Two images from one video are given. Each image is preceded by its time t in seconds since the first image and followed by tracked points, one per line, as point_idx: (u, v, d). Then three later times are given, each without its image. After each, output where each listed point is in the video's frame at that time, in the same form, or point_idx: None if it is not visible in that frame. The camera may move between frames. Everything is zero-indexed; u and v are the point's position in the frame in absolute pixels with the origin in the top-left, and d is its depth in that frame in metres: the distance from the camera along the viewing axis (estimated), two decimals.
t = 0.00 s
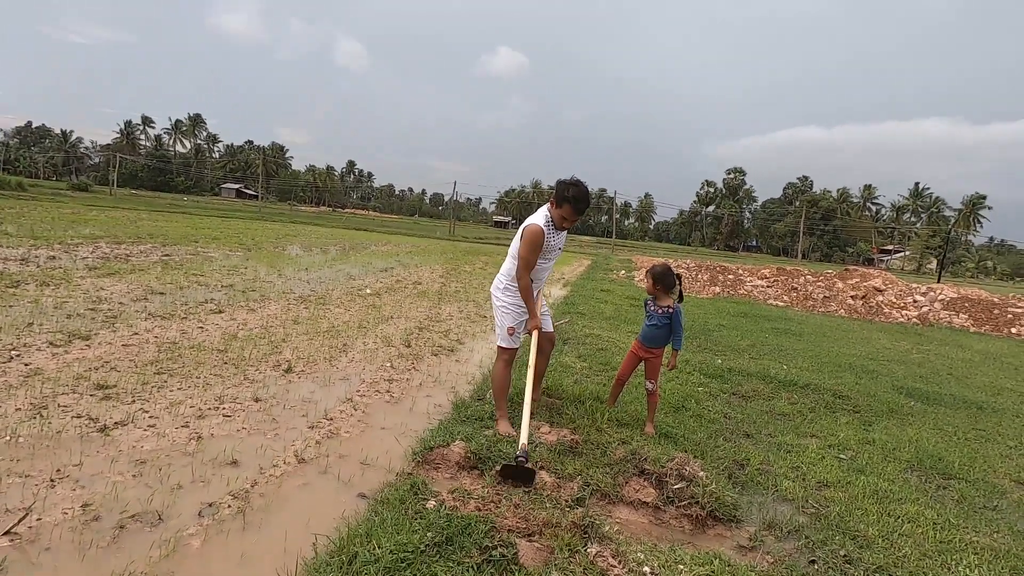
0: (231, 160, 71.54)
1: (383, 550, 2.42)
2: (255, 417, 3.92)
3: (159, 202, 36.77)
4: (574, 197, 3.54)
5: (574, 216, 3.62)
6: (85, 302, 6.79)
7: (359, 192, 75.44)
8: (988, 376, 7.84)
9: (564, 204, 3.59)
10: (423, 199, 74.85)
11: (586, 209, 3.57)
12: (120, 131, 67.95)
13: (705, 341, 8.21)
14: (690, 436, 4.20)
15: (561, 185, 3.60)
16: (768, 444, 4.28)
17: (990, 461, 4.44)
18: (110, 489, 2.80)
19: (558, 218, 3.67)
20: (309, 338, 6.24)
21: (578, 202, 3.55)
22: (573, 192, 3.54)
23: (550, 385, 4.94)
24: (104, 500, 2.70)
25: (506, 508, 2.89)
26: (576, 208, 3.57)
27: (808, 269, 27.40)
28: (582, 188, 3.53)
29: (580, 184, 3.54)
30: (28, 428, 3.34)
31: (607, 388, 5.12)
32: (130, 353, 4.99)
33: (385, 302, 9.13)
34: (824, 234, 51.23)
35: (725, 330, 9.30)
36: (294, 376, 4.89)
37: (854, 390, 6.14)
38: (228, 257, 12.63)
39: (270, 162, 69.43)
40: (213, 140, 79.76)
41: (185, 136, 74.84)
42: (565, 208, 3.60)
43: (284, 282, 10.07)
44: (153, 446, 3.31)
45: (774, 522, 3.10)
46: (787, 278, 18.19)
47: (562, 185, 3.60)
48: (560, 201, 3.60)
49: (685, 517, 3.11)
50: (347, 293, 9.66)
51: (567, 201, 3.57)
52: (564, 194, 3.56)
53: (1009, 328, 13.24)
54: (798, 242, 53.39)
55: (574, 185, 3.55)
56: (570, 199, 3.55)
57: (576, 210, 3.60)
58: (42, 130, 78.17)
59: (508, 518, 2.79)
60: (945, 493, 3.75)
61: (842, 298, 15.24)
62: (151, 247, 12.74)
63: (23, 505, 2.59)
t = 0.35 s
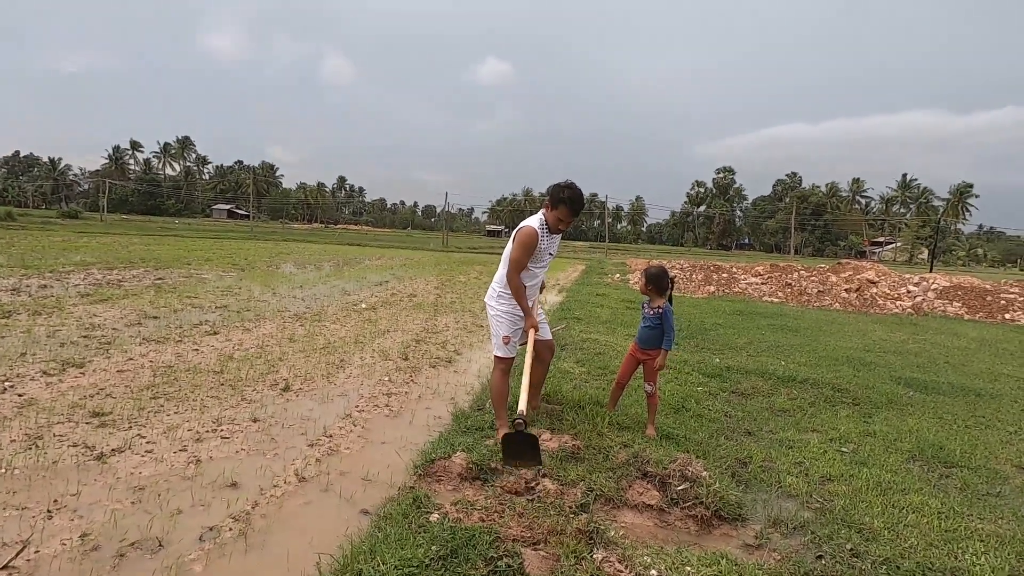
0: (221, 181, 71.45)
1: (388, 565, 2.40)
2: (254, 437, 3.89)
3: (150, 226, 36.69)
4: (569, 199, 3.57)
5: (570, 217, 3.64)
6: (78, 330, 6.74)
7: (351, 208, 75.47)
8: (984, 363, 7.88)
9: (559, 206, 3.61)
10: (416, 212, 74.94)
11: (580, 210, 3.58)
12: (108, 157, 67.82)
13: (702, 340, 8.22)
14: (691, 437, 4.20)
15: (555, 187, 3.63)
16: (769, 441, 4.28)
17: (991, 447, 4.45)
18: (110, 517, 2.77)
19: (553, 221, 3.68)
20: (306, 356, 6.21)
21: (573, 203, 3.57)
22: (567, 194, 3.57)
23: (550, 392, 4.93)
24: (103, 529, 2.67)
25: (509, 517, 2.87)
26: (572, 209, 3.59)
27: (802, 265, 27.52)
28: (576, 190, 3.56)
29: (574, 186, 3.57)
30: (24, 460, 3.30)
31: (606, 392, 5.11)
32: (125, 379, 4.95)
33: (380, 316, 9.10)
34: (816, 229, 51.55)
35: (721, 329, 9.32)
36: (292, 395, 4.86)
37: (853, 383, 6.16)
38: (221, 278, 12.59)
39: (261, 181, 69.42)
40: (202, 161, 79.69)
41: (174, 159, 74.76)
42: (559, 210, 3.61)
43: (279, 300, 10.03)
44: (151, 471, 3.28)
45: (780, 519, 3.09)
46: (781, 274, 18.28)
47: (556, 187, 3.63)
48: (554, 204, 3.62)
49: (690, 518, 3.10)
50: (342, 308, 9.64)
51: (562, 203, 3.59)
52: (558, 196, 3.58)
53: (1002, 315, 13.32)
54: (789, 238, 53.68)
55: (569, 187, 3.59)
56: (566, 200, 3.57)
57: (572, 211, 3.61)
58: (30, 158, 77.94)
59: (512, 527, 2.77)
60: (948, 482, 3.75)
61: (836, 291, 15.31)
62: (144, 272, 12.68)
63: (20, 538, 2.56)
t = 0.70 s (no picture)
0: (208, 202, 71.11)
1: None
2: (250, 458, 3.85)
3: (138, 250, 36.45)
4: (557, 216, 3.54)
5: (559, 234, 3.63)
6: (67, 358, 6.65)
7: (340, 223, 75.34)
8: (975, 349, 7.95)
9: (547, 223, 3.59)
10: (405, 224, 74.89)
11: (569, 226, 3.57)
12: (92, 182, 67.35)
13: (696, 339, 8.25)
14: (690, 436, 4.19)
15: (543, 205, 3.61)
16: (767, 436, 4.28)
17: (986, 432, 4.48)
18: (104, 547, 2.73)
19: (542, 238, 3.66)
20: (300, 373, 6.16)
21: (561, 220, 3.56)
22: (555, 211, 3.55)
23: (546, 398, 4.92)
24: (98, 559, 2.63)
25: (510, 526, 2.85)
26: (559, 226, 3.57)
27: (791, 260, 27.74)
28: (564, 207, 3.54)
29: (562, 203, 3.54)
30: (15, 492, 3.24)
31: (603, 395, 5.11)
32: (117, 405, 4.88)
33: (374, 330, 9.07)
34: (803, 224, 52.01)
35: (714, 327, 9.35)
36: (287, 413, 4.82)
37: (847, 374, 6.19)
38: (212, 299, 12.50)
39: (248, 200, 69.18)
40: (188, 183, 79.37)
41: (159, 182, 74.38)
42: (549, 227, 3.60)
43: (271, 319, 9.97)
44: (146, 497, 3.23)
45: (781, 514, 3.09)
46: (771, 270, 18.40)
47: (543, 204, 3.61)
48: (542, 221, 3.60)
49: (692, 517, 3.09)
50: (335, 324, 9.59)
51: (550, 220, 3.58)
52: (546, 214, 3.55)
53: (990, 300, 13.47)
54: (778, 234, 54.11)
55: (556, 203, 3.57)
56: (553, 218, 3.55)
57: (560, 228, 3.60)
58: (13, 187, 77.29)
59: (514, 536, 2.75)
60: (946, 468, 3.77)
61: (826, 285, 15.43)
62: (133, 296, 12.58)
63: (13, 572, 2.51)
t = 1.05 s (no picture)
0: (199, 216, 70.80)
1: None
2: (247, 472, 3.82)
3: (129, 267, 36.22)
4: (550, 209, 3.56)
5: (552, 229, 3.62)
6: (59, 377, 6.58)
7: (333, 233, 75.22)
8: (967, 340, 8.01)
9: (540, 218, 3.59)
10: (398, 232, 74.75)
11: (561, 220, 3.56)
12: (81, 200, 66.91)
13: (691, 338, 8.26)
14: (689, 436, 4.19)
15: (535, 200, 3.63)
16: (765, 433, 4.29)
17: (981, 422, 4.51)
18: (101, 568, 2.69)
19: (536, 234, 3.65)
20: (295, 386, 6.12)
21: (553, 214, 3.57)
22: (547, 205, 3.56)
23: (544, 402, 4.91)
24: None
25: (511, 531, 2.85)
26: (553, 219, 3.57)
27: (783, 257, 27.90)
28: (556, 202, 3.56)
29: (554, 198, 3.57)
30: (9, 516, 3.20)
31: (600, 398, 5.10)
32: (111, 423, 4.83)
33: (369, 339, 9.02)
34: (794, 221, 52.37)
35: (709, 326, 9.38)
36: (283, 426, 4.78)
37: (842, 369, 6.21)
38: (204, 313, 12.42)
39: (239, 213, 68.95)
40: (178, 198, 79.04)
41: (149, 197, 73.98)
42: (541, 222, 3.60)
43: (265, 332, 9.92)
44: (142, 516, 3.20)
45: (782, 511, 3.09)
46: (763, 267, 18.49)
47: (536, 200, 3.63)
48: (535, 216, 3.61)
49: (693, 517, 3.09)
50: (330, 335, 9.55)
51: (542, 215, 3.58)
52: (539, 208, 3.58)
53: (981, 292, 13.58)
54: (769, 232, 54.41)
55: (548, 199, 3.59)
56: (546, 212, 3.56)
57: (553, 222, 3.60)
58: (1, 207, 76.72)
59: (515, 541, 2.75)
60: (943, 459, 3.79)
61: (819, 280, 15.51)
62: (125, 313, 12.49)
63: None
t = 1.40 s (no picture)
0: (192, 228, 70.59)
1: None
2: (246, 484, 3.80)
3: (123, 280, 36.06)
4: (549, 228, 3.55)
5: (551, 247, 3.61)
6: (54, 393, 6.54)
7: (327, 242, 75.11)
8: (962, 333, 8.05)
9: (539, 236, 3.59)
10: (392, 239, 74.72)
11: (561, 239, 3.55)
12: (73, 214, 66.66)
13: (688, 338, 8.28)
14: (688, 435, 4.19)
15: (536, 219, 3.61)
16: (763, 431, 4.29)
17: (978, 414, 4.53)
18: None
19: (535, 251, 3.66)
20: (293, 396, 6.10)
21: (553, 233, 3.55)
22: (546, 224, 3.55)
23: (542, 406, 4.90)
24: None
25: (513, 537, 2.83)
26: (551, 239, 3.57)
27: (777, 255, 28.02)
28: (556, 219, 3.54)
29: (553, 216, 3.55)
30: (5, 534, 3.17)
31: (598, 400, 5.10)
32: (107, 438, 4.80)
33: (366, 347, 9.01)
34: (787, 219, 52.60)
35: (705, 325, 9.40)
36: (281, 436, 4.75)
37: (839, 365, 6.23)
38: (200, 325, 12.37)
39: (233, 224, 68.77)
40: (171, 210, 78.77)
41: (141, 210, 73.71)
42: (540, 240, 3.61)
43: (261, 342, 9.88)
44: (140, 531, 3.17)
45: (782, 508, 3.09)
46: (758, 266, 18.56)
47: (537, 218, 3.61)
48: (534, 234, 3.61)
49: (694, 517, 3.08)
50: (327, 344, 9.52)
51: (541, 233, 3.58)
52: (538, 227, 3.57)
53: (974, 285, 13.67)
54: (763, 230, 54.63)
55: (548, 217, 3.57)
56: (545, 230, 3.55)
57: (552, 240, 3.59)
58: None
59: (516, 547, 2.73)
60: (941, 452, 3.80)
61: (813, 277, 15.57)
62: (119, 327, 12.42)
63: None
